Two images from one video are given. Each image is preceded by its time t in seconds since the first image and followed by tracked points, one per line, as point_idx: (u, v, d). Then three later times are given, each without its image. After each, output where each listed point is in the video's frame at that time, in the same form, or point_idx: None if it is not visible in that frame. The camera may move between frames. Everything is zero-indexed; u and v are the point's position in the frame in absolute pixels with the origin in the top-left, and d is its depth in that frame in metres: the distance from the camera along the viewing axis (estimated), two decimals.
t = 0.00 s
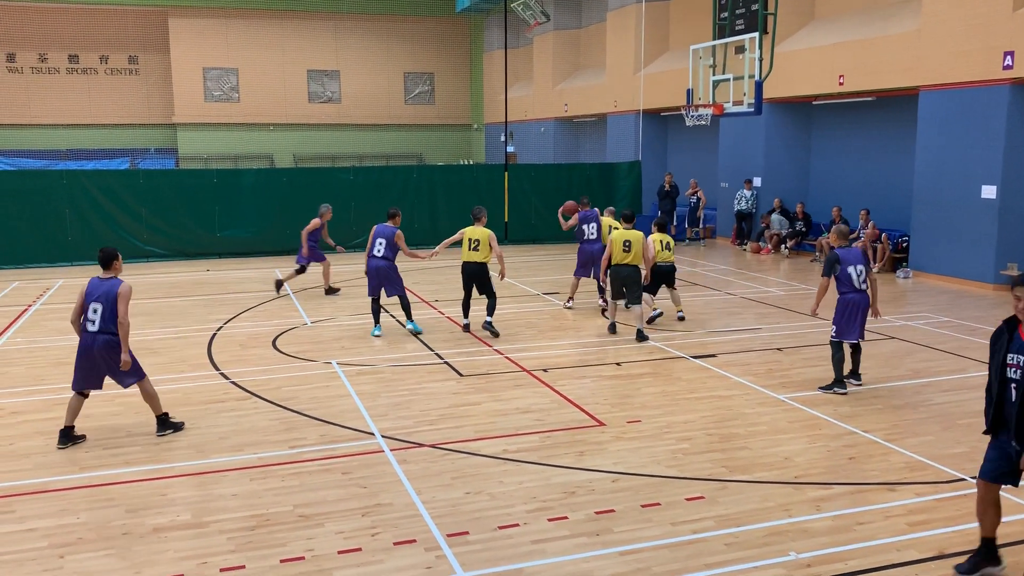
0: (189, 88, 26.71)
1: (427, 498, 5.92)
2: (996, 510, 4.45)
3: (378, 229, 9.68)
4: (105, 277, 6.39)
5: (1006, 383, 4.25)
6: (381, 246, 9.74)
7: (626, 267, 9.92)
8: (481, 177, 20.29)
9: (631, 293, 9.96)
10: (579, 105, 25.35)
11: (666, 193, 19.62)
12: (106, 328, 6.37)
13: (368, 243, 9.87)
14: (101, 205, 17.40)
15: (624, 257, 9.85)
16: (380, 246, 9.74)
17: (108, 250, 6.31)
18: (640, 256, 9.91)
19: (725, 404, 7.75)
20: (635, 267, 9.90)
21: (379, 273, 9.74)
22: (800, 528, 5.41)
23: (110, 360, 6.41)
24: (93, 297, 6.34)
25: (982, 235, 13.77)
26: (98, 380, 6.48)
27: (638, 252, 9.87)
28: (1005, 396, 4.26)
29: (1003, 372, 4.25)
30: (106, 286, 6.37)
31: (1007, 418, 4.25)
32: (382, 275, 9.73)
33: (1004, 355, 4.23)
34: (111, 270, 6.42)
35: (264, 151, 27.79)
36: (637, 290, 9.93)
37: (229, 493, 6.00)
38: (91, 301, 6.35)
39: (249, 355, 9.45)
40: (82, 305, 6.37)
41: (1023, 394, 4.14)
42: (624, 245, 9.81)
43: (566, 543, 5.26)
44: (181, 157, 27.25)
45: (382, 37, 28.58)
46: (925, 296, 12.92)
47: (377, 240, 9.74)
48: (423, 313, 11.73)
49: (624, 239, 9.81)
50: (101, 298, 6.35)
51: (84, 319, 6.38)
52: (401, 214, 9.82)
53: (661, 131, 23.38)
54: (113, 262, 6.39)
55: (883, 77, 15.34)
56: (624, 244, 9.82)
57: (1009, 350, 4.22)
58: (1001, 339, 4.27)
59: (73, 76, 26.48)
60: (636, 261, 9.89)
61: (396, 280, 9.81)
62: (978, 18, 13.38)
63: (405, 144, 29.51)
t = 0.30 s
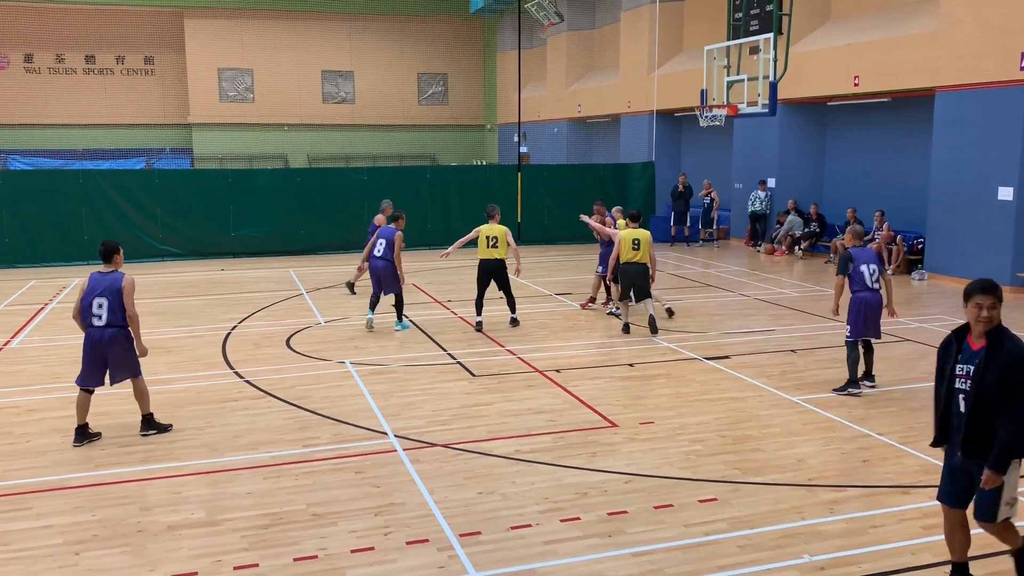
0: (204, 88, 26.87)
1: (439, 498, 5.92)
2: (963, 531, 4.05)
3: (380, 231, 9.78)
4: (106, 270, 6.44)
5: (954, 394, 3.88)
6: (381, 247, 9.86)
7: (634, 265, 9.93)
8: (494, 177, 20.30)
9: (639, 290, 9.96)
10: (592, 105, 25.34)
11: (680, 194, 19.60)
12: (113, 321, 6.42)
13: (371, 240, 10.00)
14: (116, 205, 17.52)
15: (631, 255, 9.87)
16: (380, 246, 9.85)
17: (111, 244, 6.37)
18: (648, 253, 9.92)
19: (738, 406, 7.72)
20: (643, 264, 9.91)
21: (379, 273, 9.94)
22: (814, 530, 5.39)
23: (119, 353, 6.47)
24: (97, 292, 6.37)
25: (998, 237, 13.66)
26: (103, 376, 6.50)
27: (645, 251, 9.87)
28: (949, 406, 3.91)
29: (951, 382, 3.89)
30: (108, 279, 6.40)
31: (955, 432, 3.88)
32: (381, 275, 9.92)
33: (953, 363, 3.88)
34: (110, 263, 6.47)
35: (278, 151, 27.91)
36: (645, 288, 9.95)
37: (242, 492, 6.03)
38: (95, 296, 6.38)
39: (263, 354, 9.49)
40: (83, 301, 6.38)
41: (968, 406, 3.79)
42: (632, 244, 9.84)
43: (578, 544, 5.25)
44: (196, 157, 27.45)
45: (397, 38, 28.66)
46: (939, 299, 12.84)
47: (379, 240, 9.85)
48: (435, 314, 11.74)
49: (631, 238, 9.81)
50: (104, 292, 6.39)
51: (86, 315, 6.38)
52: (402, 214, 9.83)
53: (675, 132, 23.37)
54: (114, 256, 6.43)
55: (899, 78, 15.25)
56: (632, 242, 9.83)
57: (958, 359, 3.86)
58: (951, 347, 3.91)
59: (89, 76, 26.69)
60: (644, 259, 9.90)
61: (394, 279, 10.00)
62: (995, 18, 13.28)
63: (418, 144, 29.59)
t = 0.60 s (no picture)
0: (216, 89, 26.98)
1: (451, 498, 5.92)
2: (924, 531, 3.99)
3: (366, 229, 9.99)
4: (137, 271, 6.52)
5: (910, 407, 3.72)
6: (368, 246, 10.04)
7: (651, 263, 9.96)
8: (505, 177, 20.29)
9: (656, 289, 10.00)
10: (604, 105, 25.31)
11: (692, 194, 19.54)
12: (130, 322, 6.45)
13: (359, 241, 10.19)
14: (130, 205, 17.62)
15: (648, 254, 9.90)
16: (367, 245, 10.04)
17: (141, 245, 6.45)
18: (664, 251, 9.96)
19: (751, 408, 7.69)
20: (660, 262, 9.94)
21: (366, 272, 10.09)
22: (827, 532, 5.35)
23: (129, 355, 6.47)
24: (121, 291, 6.47)
25: (1015, 237, 13.54)
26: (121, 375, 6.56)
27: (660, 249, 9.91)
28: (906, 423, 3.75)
29: (907, 395, 3.72)
30: (133, 280, 6.47)
31: (917, 448, 3.72)
32: (368, 274, 10.08)
33: (908, 375, 3.71)
34: (142, 266, 6.51)
35: (290, 151, 27.96)
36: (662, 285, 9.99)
37: (254, 491, 6.05)
38: (121, 295, 6.48)
39: (276, 354, 9.53)
40: (114, 299, 6.53)
41: (930, 422, 3.63)
42: (648, 242, 9.85)
43: (590, 545, 5.24)
44: (209, 157, 27.58)
45: (409, 39, 28.71)
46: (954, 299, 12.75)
47: (365, 239, 10.04)
48: (447, 314, 11.75)
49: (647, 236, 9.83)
50: (128, 292, 6.46)
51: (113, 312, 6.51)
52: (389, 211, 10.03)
53: (687, 132, 23.31)
54: (146, 259, 6.46)
55: (913, 77, 15.15)
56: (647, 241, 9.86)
57: (914, 371, 3.70)
58: (905, 357, 3.75)
59: (103, 77, 26.87)
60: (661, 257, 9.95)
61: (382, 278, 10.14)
62: (1011, 16, 13.19)
63: (429, 144, 29.62)
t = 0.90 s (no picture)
0: (226, 89, 27.07)
1: (460, 497, 5.92)
2: (852, 552, 3.84)
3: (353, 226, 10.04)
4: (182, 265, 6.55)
5: (870, 415, 3.55)
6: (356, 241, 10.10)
7: (666, 259, 10.00)
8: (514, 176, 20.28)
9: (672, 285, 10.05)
10: (613, 104, 25.28)
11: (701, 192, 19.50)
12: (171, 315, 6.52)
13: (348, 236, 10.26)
14: (140, 205, 17.71)
15: (663, 251, 9.94)
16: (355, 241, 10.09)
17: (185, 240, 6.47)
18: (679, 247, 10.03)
19: (760, 406, 7.67)
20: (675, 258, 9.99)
21: (354, 268, 10.16)
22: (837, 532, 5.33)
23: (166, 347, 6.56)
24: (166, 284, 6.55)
25: None
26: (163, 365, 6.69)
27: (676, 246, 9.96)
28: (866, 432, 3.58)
29: (866, 403, 3.55)
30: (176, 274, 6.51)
31: (878, 458, 3.55)
32: (356, 270, 10.14)
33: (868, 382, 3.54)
34: (187, 260, 6.52)
35: (299, 151, 28.06)
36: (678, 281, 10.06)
37: (263, 490, 6.07)
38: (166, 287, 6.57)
39: (285, 353, 9.55)
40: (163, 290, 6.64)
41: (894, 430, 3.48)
42: (664, 238, 9.89)
43: (599, 544, 5.23)
44: (218, 157, 27.69)
45: (418, 38, 28.75)
46: (964, 298, 12.68)
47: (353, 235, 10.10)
48: (455, 313, 11.75)
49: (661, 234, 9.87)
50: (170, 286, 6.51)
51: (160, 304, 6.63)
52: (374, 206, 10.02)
53: (696, 131, 23.26)
54: (190, 254, 6.47)
55: (924, 74, 15.06)
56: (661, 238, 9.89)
57: (873, 377, 3.54)
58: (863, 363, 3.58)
59: (113, 77, 26.99)
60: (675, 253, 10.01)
61: (370, 274, 10.21)
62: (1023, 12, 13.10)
63: (437, 143, 29.66)
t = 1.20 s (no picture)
0: (231, 87, 27.09)
1: (466, 494, 5.93)
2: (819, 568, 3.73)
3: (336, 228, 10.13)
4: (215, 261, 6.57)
5: (819, 421, 3.50)
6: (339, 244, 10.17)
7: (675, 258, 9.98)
8: (520, 173, 20.25)
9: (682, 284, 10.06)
10: (618, 101, 25.25)
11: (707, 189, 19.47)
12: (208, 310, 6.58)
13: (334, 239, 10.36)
14: (147, 204, 17.75)
15: (672, 250, 9.92)
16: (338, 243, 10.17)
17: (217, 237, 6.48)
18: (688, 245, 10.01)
19: (767, 404, 7.65)
20: (684, 257, 9.97)
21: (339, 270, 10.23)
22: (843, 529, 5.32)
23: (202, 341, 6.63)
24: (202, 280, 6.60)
25: None
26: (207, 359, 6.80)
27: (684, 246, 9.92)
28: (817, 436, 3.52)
29: (815, 409, 3.50)
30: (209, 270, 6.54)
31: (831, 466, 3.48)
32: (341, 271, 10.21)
33: (814, 388, 3.49)
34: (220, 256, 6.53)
35: (305, 149, 28.14)
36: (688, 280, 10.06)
37: (270, 487, 6.08)
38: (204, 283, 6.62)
39: (292, 351, 9.57)
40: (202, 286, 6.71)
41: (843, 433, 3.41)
42: (672, 238, 9.86)
43: (606, 541, 5.23)
44: (224, 155, 27.76)
45: (422, 35, 28.71)
46: (971, 295, 12.62)
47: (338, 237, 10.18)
48: (461, 310, 11.76)
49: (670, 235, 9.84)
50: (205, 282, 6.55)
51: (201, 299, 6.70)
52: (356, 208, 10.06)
53: (702, 127, 23.22)
54: (221, 250, 6.48)
55: (933, 70, 14.98)
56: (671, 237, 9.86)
57: (819, 383, 3.49)
58: (809, 369, 3.53)
59: (119, 75, 27.02)
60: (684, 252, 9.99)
61: (355, 275, 10.25)
62: None
63: (442, 141, 29.68)
